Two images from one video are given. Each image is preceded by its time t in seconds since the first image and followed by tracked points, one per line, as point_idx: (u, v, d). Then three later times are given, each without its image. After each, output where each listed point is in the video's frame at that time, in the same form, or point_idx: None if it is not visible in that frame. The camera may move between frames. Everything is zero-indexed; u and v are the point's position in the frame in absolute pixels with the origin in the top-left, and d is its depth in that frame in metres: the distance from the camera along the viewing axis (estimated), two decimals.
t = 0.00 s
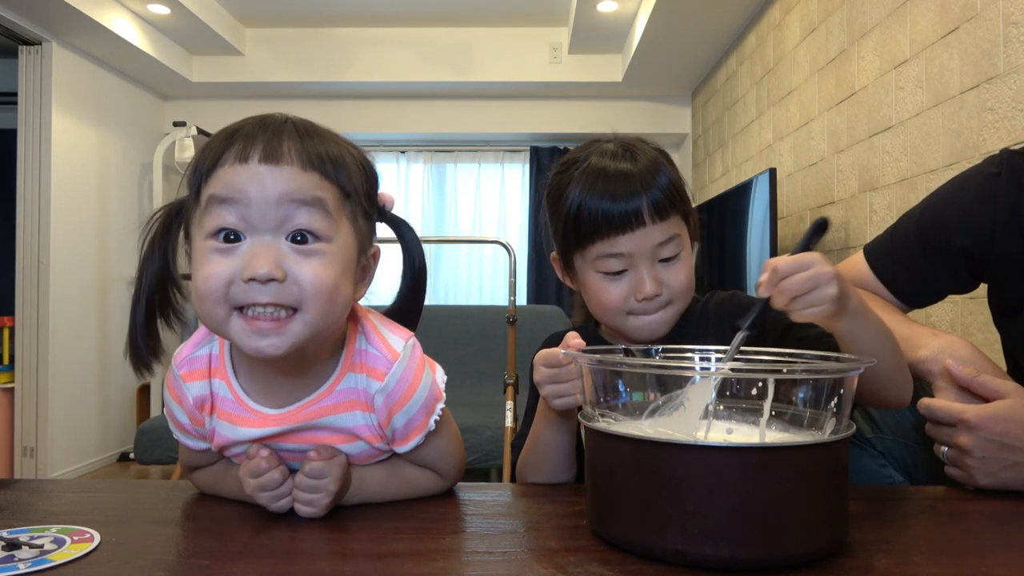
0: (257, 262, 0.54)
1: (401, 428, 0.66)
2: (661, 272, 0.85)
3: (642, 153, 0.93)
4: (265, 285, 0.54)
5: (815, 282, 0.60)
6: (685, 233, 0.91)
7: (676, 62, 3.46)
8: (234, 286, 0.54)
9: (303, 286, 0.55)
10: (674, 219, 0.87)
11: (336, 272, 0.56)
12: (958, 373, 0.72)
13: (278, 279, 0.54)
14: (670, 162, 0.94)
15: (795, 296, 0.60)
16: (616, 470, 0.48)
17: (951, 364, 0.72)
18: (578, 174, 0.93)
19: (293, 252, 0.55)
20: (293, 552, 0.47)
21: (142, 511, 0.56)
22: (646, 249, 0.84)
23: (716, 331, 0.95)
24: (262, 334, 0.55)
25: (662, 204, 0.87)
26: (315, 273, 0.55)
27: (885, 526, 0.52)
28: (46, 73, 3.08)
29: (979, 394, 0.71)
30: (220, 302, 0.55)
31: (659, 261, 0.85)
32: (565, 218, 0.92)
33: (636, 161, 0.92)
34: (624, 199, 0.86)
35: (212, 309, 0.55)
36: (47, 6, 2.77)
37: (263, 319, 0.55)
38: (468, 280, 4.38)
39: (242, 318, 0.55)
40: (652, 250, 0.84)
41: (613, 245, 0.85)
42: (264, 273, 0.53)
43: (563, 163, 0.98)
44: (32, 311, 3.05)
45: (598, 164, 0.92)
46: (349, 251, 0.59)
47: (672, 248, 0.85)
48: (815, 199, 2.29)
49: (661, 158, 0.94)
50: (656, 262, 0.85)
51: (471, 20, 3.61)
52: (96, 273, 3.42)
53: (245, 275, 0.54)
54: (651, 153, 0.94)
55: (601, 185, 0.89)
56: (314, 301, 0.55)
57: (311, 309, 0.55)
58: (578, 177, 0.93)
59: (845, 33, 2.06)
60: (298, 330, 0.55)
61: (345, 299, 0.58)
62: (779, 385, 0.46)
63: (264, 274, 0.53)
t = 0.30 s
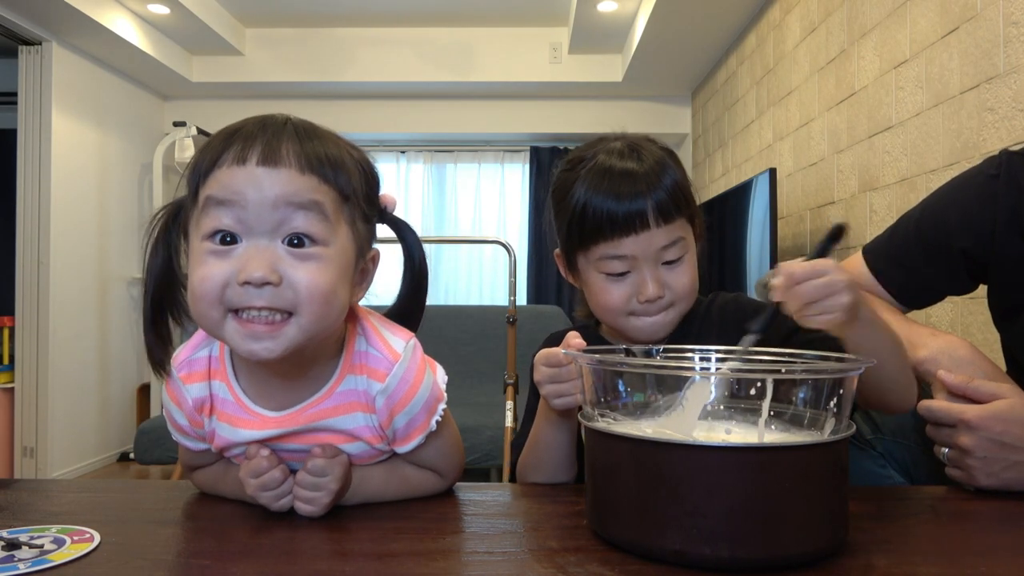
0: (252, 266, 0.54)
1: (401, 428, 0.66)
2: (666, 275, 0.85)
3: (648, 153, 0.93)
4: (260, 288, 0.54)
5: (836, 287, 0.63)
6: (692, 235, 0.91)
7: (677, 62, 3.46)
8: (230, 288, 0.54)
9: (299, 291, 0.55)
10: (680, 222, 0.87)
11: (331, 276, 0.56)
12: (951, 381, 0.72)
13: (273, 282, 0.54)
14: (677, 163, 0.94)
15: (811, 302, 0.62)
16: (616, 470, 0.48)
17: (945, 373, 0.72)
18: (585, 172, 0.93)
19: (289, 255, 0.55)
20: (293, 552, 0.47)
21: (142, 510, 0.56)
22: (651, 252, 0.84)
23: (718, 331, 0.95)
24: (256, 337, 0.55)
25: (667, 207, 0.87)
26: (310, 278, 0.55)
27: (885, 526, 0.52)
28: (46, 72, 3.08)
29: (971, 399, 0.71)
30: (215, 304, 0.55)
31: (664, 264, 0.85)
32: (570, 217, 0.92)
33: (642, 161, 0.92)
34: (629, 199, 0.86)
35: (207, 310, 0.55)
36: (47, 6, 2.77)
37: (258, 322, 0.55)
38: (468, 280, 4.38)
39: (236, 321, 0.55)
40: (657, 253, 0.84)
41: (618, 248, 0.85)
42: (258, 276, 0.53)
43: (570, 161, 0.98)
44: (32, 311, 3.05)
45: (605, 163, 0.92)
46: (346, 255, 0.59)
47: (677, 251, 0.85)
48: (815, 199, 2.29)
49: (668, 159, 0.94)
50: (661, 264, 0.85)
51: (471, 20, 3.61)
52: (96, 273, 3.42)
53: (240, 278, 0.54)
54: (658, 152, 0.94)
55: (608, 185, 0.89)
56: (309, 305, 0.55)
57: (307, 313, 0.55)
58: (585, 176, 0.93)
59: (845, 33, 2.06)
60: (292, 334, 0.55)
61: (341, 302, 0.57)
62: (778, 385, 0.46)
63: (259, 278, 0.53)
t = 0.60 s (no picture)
0: (250, 268, 0.54)
1: (401, 430, 0.66)
2: (666, 273, 0.85)
3: (651, 152, 0.93)
4: (258, 291, 0.54)
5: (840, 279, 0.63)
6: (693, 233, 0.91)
7: (677, 62, 3.46)
8: (228, 289, 0.54)
9: (296, 294, 0.55)
10: (681, 219, 0.87)
11: (330, 276, 0.56)
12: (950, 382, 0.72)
13: (271, 283, 0.54)
14: (680, 162, 0.94)
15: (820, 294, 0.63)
16: (615, 470, 0.48)
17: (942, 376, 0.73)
18: (586, 171, 0.93)
19: (288, 257, 0.55)
20: (293, 552, 0.47)
21: (143, 510, 0.56)
22: (652, 249, 0.84)
23: (719, 331, 0.95)
24: (254, 339, 0.55)
25: (668, 204, 0.86)
26: (308, 279, 0.55)
27: (886, 527, 0.52)
28: (46, 72, 3.08)
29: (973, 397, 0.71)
30: (214, 305, 0.55)
31: (665, 261, 0.85)
32: (571, 215, 0.92)
33: (645, 160, 0.92)
34: (631, 197, 0.86)
35: (206, 311, 0.55)
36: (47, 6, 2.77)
37: (257, 323, 0.55)
38: (468, 280, 4.38)
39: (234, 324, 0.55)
40: (658, 251, 0.84)
41: (620, 245, 0.85)
42: (257, 277, 0.53)
43: (572, 159, 0.98)
44: (32, 311, 3.05)
45: (607, 161, 0.92)
46: (345, 257, 0.59)
47: (677, 249, 0.85)
48: (815, 199, 2.29)
49: (670, 157, 0.94)
50: (661, 262, 0.85)
51: (471, 20, 3.61)
52: (96, 274, 3.42)
53: (239, 279, 0.54)
54: (660, 151, 0.94)
55: (609, 184, 0.89)
56: (306, 308, 0.55)
57: (306, 314, 0.55)
58: (586, 175, 0.92)
59: (845, 33, 2.06)
60: (291, 335, 0.55)
61: (340, 303, 0.57)
62: (778, 385, 0.46)
63: (258, 279, 0.53)
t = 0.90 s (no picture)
0: (256, 277, 0.54)
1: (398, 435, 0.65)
2: (662, 272, 0.85)
3: (646, 151, 0.93)
4: (263, 299, 0.54)
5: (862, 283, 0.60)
6: (690, 232, 0.91)
7: (677, 62, 3.46)
8: (233, 299, 0.54)
9: (301, 301, 0.55)
10: (676, 218, 0.87)
11: (333, 282, 0.57)
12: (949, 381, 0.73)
13: (276, 292, 0.54)
14: (675, 161, 0.94)
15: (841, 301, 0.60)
16: (615, 471, 0.48)
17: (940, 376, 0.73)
18: (580, 172, 0.93)
19: (293, 265, 0.55)
20: (291, 552, 0.47)
21: (143, 510, 0.56)
22: (646, 249, 0.84)
23: (721, 332, 0.95)
24: (260, 346, 0.55)
25: (662, 203, 0.86)
26: (313, 287, 0.55)
27: (884, 527, 0.52)
28: (46, 73, 3.08)
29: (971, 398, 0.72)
30: (220, 314, 0.55)
31: (660, 260, 0.85)
32: (566, 215, 0.92)
33: (639, 159, 0.92)
34: (625, 196, 0.86)
35: (212, 320, 0.55)
36: (46, 6, 2.77)
37: (263, 330, 0.55)
38: (468, 280, 4.38)
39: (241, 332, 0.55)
40: (653, 249, 0.84)
41: (613, 244, 0.85)
42: (263, 286, 0.54)
43: (566, 159, 0.98)
44: (32, 311, 3.05)
45: (602, 161, 0.92)
46: (348, 262, 0.59)
47: (673, 247, 0.85)
48: (815, 199, 2.29)
49: (665, 157, 0.94)
50: (657, 261, 0.85)
51: (471, 20, 3.61)
52: (96, 274, 3.42)
53: (244, 288, 0.54)
54: (656, 151, 0.94)
55: (604, 183, 0.89)
56: (310, 314, 0.55)
57: (310, 321, 0.55)
58: (581, 174, 0.93)
59: (845, 33, 2.06)
60: (296, 341, 0.56)
61: (343, 308, 0.58)
62: (780, 384, 0.46)
63: (263, 288, 0.54)
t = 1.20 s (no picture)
0: (273, 276, 0.54)
1: (402, 428, 0.65)
2: (668, 273, 0.85)
3: (649, 152, 0.93)
4: (280, 297, 0.54)
5: (841, 277, 0.62)
6: (695, 232, 0.91)
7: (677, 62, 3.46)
8: (251, 298, 0.54)
9: (316, 301, 0.55)
10: (682, 219, 0.87)
11: (349, 284, 0.57)
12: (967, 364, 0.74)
13: (293, 293, 0.54)
14: (678, 160, 0.94)
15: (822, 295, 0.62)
16: (614, 471, 0.48)
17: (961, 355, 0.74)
18: (585, 172, 0.93)
19: (309, 266, 0.56)
20: (290, 552, 0.47)
21: (143, 510, 0.56)
22: (653, 249, 0.84)
23: (722, 332, 0.95)
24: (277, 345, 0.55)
25: (668, 204, 0.87)
26: (328, 288, 0.55)
27: (885, 526, 0.52)
28: (46, 72, 3.08)
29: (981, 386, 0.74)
30: (239, 314, 0.55)
31: (665, 261, 0.85)
32: (571, 218, 0.92)
33: (643, 160, 0.92)
34: (631, 198, 0.87)
35: (231, 320, 0.55)
36: (47, 6, 2.77)
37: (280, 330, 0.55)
38: (468, 280, 4.38)
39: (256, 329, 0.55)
40: (659, 250, 0.84)
41: (620, 246, 0.85)
42: (279, 286, 0.54)
43: (569, 161, 0.98)
44: (32, 311, 3.05)
45: (605, 161, 0.93)
46: (363, 264, 0.59)
47: (679, 248, 0.85)
48: (815, 200, 2.29)
49: (668, 157, 0.94)
50: (663, 262, 0.85)
51: (472, 20, 3.61)
52: (96, 274, 3.42)
53: (263, 288, 0.54)
54: (659, 151, 0.94)
55: (609, 184, 0.89)
56: (324, 314, 0.55)
57: (325, 322, 0.55)
58: (586, 176, 0.93)
59: (845, 33, 2.06)
60: (312, 342, 0.56)
61: (357, 310, 0.58)
62: (780, 385, 0.46)
63: (280, 288, 0.54)
